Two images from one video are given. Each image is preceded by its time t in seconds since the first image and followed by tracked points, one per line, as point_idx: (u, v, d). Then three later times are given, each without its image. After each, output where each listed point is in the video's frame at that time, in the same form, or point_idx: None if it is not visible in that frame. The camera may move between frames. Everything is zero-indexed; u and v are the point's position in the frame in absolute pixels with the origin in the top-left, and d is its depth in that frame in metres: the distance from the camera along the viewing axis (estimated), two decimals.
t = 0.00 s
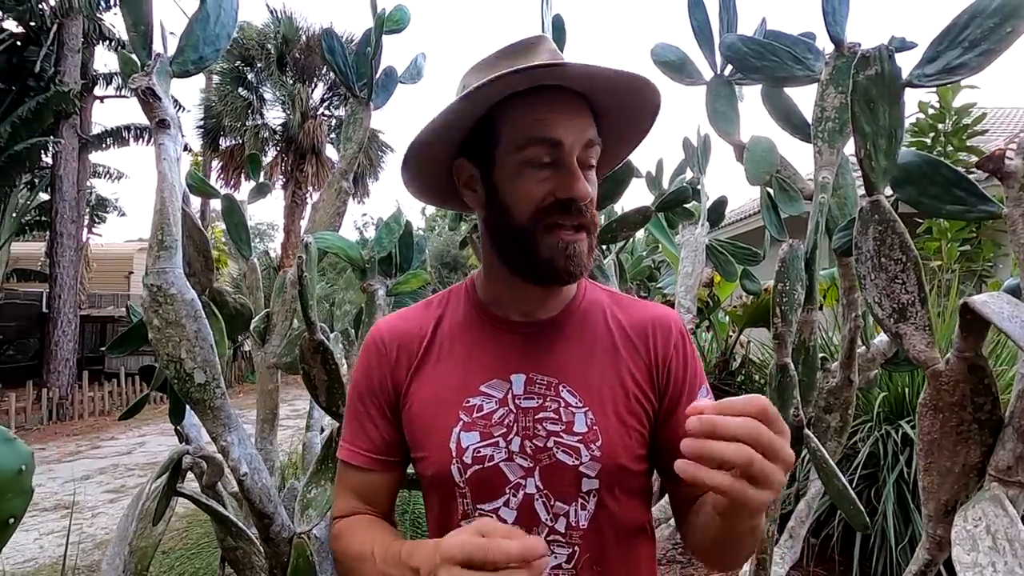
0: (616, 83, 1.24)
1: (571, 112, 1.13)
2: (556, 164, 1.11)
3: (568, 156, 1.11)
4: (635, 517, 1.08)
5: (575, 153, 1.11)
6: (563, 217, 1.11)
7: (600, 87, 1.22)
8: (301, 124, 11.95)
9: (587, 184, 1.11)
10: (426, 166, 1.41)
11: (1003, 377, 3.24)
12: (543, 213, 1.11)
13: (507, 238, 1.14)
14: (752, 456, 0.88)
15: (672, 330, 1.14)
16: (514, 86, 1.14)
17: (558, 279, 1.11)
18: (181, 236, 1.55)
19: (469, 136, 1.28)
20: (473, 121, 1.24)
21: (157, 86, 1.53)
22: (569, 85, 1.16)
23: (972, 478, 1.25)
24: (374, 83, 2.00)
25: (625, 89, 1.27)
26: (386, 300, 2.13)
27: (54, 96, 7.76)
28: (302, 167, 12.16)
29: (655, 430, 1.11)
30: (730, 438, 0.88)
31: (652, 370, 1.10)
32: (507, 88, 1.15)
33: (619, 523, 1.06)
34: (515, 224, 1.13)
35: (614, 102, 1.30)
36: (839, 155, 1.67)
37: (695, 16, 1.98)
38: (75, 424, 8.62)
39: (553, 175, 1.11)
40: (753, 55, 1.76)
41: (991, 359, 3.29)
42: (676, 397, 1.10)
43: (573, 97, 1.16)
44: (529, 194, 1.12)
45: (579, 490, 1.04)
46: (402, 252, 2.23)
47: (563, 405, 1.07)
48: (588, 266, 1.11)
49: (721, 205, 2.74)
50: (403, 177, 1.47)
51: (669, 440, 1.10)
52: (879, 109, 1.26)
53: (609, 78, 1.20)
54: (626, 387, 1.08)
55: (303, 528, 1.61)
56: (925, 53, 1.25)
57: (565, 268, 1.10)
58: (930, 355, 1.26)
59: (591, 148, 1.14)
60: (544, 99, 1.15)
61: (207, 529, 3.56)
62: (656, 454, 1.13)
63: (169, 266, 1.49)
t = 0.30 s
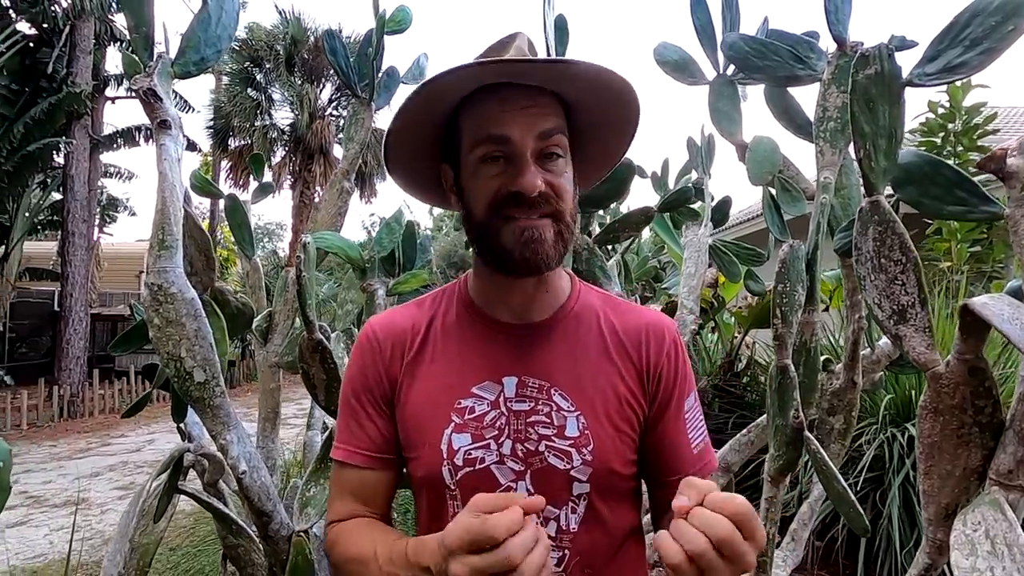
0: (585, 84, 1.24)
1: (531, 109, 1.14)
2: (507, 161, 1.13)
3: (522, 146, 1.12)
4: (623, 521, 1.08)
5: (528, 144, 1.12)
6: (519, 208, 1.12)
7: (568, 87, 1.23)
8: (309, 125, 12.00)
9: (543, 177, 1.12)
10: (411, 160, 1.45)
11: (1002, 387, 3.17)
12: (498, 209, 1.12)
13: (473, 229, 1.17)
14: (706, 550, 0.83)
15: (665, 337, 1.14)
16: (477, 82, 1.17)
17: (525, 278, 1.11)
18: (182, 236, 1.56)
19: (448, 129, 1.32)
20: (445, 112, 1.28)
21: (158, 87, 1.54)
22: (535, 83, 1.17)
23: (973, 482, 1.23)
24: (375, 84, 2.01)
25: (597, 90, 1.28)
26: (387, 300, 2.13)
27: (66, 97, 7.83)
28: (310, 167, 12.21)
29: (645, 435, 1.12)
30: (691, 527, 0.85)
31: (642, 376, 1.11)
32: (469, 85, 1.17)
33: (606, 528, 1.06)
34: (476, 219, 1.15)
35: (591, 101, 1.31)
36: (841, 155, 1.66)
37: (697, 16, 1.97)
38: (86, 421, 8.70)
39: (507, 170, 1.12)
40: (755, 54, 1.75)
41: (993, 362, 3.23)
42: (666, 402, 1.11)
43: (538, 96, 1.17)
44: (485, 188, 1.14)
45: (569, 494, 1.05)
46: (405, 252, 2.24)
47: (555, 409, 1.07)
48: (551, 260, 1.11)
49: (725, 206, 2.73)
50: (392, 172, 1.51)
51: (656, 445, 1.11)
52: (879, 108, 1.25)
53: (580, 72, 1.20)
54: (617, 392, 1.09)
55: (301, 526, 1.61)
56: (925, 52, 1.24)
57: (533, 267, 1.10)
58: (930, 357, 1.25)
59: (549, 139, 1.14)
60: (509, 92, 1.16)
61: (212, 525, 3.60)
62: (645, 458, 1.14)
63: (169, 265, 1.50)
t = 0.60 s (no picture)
0: (578, 97, 1.28)
1: (523, 125, 1.19)
2: (503, 176, 1.17)
3: (517, 162, 1.16)
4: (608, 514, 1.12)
5: (523, 159, 1.16)
6: (518, 223, 1.15)
7: (559, 96, 1.26)
8: (321, 123, 12.08)
9: (538, 192, 1.15)
10: (420, 168, 1.50)
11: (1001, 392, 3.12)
12: (496, 226, 1.16)
13: (474, 239, 1.21)
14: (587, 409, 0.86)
15: (656, 336, 1.15)
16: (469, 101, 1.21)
17: (519, 283, 1.15)
18: (197, 234, 1.60)
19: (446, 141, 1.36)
20: (443, 127, 1.33)
21: (174, 90, 1.59)
22: (525, 98, 1.21)
23: (971, 478, 1.25)
24: (384, 85, 2.04)
25: (587, 95, 1.31)
26: (395, 297, 2.16)
27: (83, 97, 7.95)
28: (322, 166, 12.29)
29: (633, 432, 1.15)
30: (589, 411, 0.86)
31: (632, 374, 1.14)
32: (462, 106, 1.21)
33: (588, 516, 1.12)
34: (477, 231, 1.19)
35: (584, 105, 1.34)
36: (844, 154, 1.67)
37: (703, 16, 1.99)
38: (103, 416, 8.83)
39: (503, 184, 1.16)
40: (759, 54, 1.76)
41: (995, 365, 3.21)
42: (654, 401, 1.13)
43: (529, 110, 1.21)
44: (484, 204, 1.18)
45: (552, 483, 1.11)
46: (414, 250, 2.27)
47: (543, 401, 1.13)
48: (548, 268, 1.14)
49: (732, 204, 2.74)
50: (398, 180, 1.56)
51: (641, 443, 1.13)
52: (877, 109, 1.27)
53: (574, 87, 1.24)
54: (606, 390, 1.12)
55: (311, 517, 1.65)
56: (924, 53, 1.25)
57: (532, 275, 1.14)
58: (928, 355, 1.26)
59: (544, 152, 1.18)
60: (505, 110, 1.20)
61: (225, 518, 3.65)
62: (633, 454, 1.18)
63: (184, 262, 1.54)
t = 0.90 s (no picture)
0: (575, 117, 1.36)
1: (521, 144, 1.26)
2: (502, 192, 1.25)
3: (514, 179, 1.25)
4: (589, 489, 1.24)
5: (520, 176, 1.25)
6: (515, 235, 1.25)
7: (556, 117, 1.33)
8: (334, 122, 12.16)
9: (535, 206, 1.24)
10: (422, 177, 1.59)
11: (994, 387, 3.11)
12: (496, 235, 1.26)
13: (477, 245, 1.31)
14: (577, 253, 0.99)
15: (634, 324, 1.30)
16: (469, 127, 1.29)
17: (518, 280, 1.29)
18: (211, 228, 1.65)
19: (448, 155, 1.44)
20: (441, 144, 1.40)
21: (189, 89, 1.63)
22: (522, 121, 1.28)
23: (963, 468, 1.27)
24: (393, 84, 2.08)
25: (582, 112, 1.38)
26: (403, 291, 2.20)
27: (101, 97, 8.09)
28: (335, 164, 12.38)
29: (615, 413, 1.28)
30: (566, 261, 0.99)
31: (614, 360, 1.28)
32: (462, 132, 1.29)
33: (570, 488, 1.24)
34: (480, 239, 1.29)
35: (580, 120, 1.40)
36: (844, 149, 1.69)
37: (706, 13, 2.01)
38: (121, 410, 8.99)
39: (501, 199, 1.25)
40: (760, 51, 1.78)
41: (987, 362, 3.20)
42: (631, 378, 1.25)
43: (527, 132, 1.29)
44: (484, 217, 1.27)
45: (539, 462, 1.23)
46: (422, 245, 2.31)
47: (532, 384, 1.27)
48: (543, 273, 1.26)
49: (740, 200, 2.74)
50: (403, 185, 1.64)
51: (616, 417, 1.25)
52: (872, 104, 1.29)
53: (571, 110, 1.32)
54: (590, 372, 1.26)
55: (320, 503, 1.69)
56: (918, 48, 1.26)
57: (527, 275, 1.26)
58: (921, 346, 1.28)
59: (541, 169, 1.26)
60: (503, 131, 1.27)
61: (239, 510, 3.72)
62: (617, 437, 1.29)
63: (199, 256, 1.59)
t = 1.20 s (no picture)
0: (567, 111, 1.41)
1: (515, 138, 1.32)
2: (497, 182, 1.31)
3: (507, 170, 1.31)
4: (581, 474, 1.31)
5: (513, 167, 1.31)
6: (508, 223, 1.31)
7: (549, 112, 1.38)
8: (347, 121, 12.28)
9: (527, 196, 1.30)
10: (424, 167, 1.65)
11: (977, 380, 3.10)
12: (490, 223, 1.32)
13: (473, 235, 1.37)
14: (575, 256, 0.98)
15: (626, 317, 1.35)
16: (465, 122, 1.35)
17: (512, 270, 1.34)
18: (229, 225, 1.73)
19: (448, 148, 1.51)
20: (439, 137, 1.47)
21: (207, 94, 1.70)
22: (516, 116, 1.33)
23: (946, 456, 1.32)
24: (401, 86, 2.15)
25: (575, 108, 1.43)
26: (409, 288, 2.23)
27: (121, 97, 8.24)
28: (348, 162, 12.50)
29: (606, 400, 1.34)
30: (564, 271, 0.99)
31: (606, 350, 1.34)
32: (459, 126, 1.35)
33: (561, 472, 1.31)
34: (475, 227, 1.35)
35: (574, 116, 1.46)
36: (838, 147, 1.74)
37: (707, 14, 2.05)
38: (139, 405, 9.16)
39: (496, 190, 1.31)
40: (757, 52, 1.82)
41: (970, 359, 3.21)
42: (621, 370, 1.31)
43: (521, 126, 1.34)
44: (480, 206, 1.33)
45: (534, 447, 1.31)
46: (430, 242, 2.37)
47: (528, 374, 1.34)
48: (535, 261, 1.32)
49: (743, 197, 2.77)
50: (407, 176, 1.72)
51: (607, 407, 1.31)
52: (858, 105, 1.34)
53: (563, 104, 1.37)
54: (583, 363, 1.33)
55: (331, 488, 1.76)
56: (903, 50, 1.31)
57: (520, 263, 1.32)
58: (906, 338, 1.33)
59: (533, 161, 1.32)
60: (497, 126, 1.33)
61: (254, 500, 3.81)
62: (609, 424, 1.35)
63: (216, 251, 1.67)
